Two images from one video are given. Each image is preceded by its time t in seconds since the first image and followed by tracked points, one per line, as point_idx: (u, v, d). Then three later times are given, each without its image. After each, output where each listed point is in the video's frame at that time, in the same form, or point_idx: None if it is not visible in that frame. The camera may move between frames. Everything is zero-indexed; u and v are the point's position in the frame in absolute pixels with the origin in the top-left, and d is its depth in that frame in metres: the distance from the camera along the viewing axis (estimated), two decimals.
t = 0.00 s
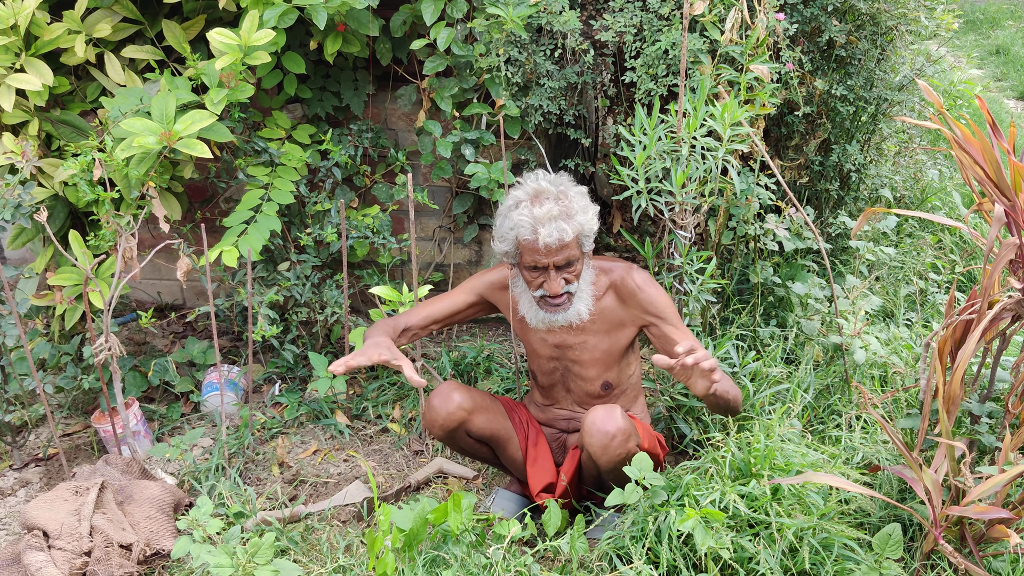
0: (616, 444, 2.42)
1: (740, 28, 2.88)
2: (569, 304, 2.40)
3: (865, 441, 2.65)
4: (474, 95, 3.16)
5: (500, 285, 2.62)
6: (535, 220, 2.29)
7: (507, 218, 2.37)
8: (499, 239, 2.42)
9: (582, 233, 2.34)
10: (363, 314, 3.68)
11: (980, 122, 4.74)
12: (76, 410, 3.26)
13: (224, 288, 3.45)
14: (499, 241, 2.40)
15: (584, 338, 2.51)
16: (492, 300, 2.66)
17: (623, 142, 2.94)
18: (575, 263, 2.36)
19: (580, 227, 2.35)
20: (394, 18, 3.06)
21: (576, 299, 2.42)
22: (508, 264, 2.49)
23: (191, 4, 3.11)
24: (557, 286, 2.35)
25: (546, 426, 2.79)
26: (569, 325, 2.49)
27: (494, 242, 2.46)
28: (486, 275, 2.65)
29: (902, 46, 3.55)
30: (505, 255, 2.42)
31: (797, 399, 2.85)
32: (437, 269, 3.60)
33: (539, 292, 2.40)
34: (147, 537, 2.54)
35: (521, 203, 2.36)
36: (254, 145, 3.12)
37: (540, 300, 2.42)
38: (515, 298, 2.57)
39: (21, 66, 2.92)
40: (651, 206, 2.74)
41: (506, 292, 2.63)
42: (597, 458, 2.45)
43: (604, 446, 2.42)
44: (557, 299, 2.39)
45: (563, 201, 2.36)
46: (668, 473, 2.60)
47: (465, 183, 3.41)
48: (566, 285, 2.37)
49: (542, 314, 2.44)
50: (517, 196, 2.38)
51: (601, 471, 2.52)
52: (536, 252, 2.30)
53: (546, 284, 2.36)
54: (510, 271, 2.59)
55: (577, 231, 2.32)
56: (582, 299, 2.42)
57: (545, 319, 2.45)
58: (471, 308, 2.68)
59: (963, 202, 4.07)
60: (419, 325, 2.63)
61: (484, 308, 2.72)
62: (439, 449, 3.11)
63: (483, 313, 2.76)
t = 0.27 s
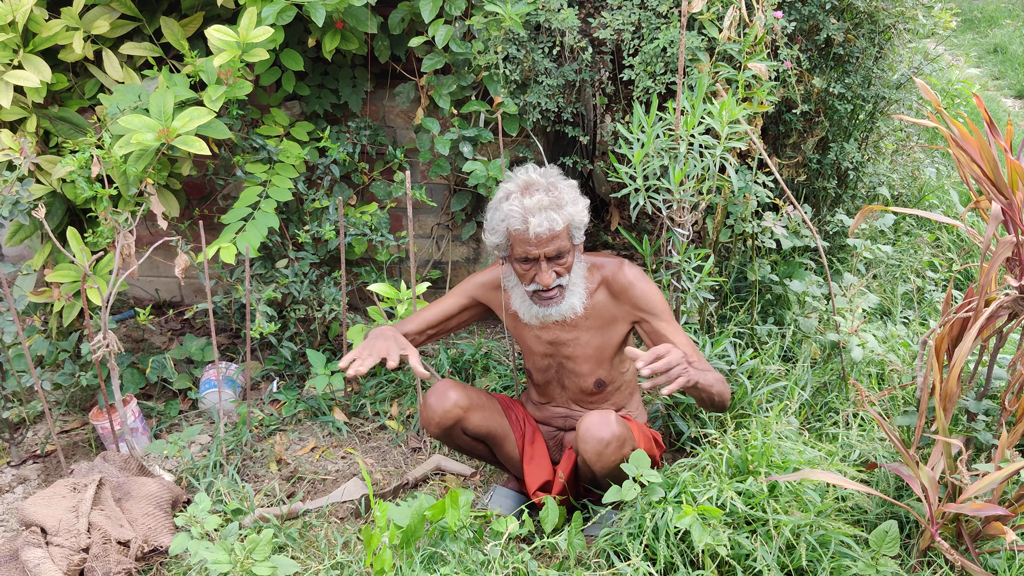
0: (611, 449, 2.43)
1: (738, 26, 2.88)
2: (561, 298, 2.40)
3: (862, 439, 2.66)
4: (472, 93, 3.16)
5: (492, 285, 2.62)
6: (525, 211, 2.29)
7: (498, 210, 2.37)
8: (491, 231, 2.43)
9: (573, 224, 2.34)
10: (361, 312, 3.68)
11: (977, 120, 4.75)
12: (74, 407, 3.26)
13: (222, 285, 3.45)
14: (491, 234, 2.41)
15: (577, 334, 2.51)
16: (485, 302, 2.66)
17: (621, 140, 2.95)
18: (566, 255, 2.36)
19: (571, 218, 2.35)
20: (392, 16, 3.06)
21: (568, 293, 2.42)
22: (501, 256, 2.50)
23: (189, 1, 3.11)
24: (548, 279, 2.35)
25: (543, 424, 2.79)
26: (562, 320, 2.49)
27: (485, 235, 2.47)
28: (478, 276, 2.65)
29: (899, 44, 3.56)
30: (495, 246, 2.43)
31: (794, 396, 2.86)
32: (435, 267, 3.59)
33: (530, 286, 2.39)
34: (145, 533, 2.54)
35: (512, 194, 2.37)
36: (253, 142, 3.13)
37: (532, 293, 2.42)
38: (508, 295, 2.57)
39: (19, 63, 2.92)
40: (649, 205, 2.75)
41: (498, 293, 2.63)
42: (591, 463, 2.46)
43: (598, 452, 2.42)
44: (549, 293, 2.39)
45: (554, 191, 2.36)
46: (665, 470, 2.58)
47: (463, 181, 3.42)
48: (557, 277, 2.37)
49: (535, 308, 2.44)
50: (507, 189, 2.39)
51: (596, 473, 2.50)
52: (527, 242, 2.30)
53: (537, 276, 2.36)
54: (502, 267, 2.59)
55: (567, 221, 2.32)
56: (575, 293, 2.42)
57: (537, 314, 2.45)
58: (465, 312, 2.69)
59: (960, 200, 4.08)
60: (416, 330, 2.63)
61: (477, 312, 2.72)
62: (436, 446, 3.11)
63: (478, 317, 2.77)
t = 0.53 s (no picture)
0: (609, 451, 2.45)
1: (736, 24, 2.88)
2: (560, 286, 2.38)
3: (860, 437, 2.66)
4: (471, 91, 3.16)
5: (483, 289, 2.62)
6: (520, 199, 2.31)
7: (490, 204, 2.37)
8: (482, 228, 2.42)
9: (566, 210, 2.37)
10: (359, 309, 3.68)
11: (975, 119, 4.76)
12: (72, 404, 3.26)
13: (220, 282, 3.44)
14: (483, 229, 2.39)
15: (566, 336, 2.52)
16: (478, 307, 2.65)
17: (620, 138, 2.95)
18: (562, 241, 2.38)
19: (563, 205, 2.38)
20: (391, 13, 3.06)
21: (565, 282, 2.40)
22: (493, 254, 2.48)
23: None
24: (547, 265, 2.34)
25: (539, 422, 2.79)
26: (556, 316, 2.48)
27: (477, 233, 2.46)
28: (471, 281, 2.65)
29: (897, 43, 3.56)
30: (489, 242, 2.42)
31: (792, 394, 2.86)
32: (434, 264, 3.59)
33: (528, 277, 2.37)
34: (143, 530, 2.54)
35: (501, 187, 2.38)
36: (251, 140, 3.14)
37: (529, 285, 2.39)
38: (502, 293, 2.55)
39: (18, 60, 2.91)
40: (647, 202, 2.73)
41: (491, 294, 2.62)
42: (588, 463, 2.49)
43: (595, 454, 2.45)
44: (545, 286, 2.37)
45: (544, 182, 2.39)
46: (664, 467, 2.57)
47: (462, 179, 3.42)
48: (556, 264, 2.36)
49: (532, 300, 2.41)
50: (496, 183, 2.40)
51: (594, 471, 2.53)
52: (523, 230, 2.30)
53: (535, 265, 2.34)
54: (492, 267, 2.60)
55: (560, 207, 2.35)
56: (570, 283, 2.41)
57: (535, 307, 2.41)
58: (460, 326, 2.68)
59: (958, 199, 4.09)
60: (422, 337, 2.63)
61: (473, 315, 2.71)
62: (434, 444, 3.11)
63: (472, 322, 2.75)
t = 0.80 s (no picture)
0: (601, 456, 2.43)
1: (736, 23, 2.88)
2: (547, 288, 2.39)
3: (858, 436, 2.66)
4: (470, 89, 3.16)
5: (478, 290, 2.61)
6: (505, 203, 2.30)
7: (477, 207, 2.37)
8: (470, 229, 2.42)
9: (552, 211, 2.35)
10: (358, 308, 3.67)
11: (974, 119, 4.77)
12: (70, 403, 3.25)
13: (219, 280, 3.44)
14: (471, 232, 2.41)
15: (563, 331, 2.52)
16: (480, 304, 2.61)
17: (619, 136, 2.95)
18: (549, 243, 2.37)
19: (549, 207, 2.36)
20: (390, 11, 3.06)
21: (553, 282, 2.40)
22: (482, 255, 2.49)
23: None
24: (533, 268, 2.35)
25: (538, 419, 2.78)
26: (547, 314, 2.49)
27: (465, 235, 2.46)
28: (465, 285, 2.60)
29: (896, 43, 3.57)
30: (476, 245, 2.42)
31: (791, 393, 2.86)
32: (432, 263, 3.59)
33: (515, 279, 2.39)
34: (142, 528, 2.53)
35: (488, 190, 2.37)
36: (250, 138, 3.14)
37: (517, 287, 2.41)
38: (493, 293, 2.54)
39: (16, 57, 2.91)
40: (647, 201, 2.73)
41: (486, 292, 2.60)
42: (582, 470, 2.50)
43: (587, 460, 2.45)
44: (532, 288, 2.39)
45: (530, 182, 2.38)
46: (663, 466, 2.56)
47: (461, 177, 3.42)
48: (542, 267, 2.37)
49: (520, 302, 2.43)
50: (483, 185, 2.39)
51: (588, 479, 2.54)
52: (510, 234, 2.31)
53: (521, 267, 2.36)
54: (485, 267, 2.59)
55: (546, 209, 2.34)
56: (558, 284, 2.41)
57: (524, 306, 2.43)
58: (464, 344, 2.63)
59: (957, 198, 4.09)
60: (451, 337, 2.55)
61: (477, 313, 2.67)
62: (433, 442, 3.11)
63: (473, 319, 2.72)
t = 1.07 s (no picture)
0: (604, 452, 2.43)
1: (736, 23, 2.88)
2: (553, 293, 2.40)
3: (857, 436, 2.66)
4: (469, 88, 3.16)
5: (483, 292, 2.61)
6: (513, 206, 2.29)
7: (485, 210, 2.36)
8: (478, 230, 2.42)
9: (560, 215, 2.35)
10: (357, 307, 3.67)
11: (972, 118, 4.77)
12: (69, 402, 3.25)
13: (218, 279, 3.44)
14: (479, 234, 2.40)
15: (567, 334, 2.51)
16: (486, 305, 2.61)
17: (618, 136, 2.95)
18: (556, 247, 2.36)
19: (557, 211, 2.35)
20: (390, 11, 3.06)
21: (559, 287, 2.42)
22: (489, 256, 2.49)
23: None
24: (540, 273, 2.34)
25: (539, 419, 2.79)
26: (552, 317, 2.49)
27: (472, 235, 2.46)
28: (470, 285, 2.61)
29: (896, 43, 3.58)
30: (483, 246, 2.42)
31: (790, 393, 2.86)
32: (432, 262, 3.59)
33: (522, 282, 2.38)
34: (141, 528, 2.53)
35: (497, 192, 2.37)
36: (249, 137, 3.13)
37: (524, 290, 2.41)
38: (497, 295, 2.55)
39: (15, 56, 2.91)
40: (646, 201, 2.73)
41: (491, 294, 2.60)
42: (586, 464, 2.49)
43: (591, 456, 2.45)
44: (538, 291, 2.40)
45: (539, 186, 2.37)
46: (662, 466, 2.56)
47: (460, 177, 3.42)
48: (550, 271, 2.36)
49: (527, 304, 2.44)
50: (492, 187, 2.38)
51: (590, 473, 2.54)
52: (517, 237, 2.29)
53: (528, 272, 2.35)
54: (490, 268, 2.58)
55: (554, 214, 2.33)
56: (564, 287, 2.42)
57: (529, 311, 2.45)
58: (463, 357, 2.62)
59: (956, 198, 4.09)
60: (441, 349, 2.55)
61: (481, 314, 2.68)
62: (432, 442, 3.11)
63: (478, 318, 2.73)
